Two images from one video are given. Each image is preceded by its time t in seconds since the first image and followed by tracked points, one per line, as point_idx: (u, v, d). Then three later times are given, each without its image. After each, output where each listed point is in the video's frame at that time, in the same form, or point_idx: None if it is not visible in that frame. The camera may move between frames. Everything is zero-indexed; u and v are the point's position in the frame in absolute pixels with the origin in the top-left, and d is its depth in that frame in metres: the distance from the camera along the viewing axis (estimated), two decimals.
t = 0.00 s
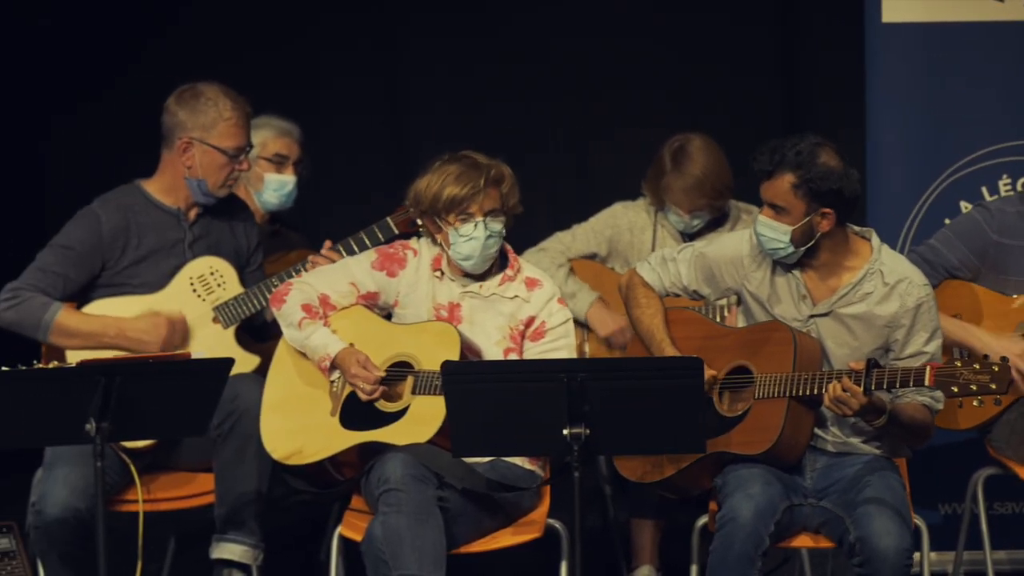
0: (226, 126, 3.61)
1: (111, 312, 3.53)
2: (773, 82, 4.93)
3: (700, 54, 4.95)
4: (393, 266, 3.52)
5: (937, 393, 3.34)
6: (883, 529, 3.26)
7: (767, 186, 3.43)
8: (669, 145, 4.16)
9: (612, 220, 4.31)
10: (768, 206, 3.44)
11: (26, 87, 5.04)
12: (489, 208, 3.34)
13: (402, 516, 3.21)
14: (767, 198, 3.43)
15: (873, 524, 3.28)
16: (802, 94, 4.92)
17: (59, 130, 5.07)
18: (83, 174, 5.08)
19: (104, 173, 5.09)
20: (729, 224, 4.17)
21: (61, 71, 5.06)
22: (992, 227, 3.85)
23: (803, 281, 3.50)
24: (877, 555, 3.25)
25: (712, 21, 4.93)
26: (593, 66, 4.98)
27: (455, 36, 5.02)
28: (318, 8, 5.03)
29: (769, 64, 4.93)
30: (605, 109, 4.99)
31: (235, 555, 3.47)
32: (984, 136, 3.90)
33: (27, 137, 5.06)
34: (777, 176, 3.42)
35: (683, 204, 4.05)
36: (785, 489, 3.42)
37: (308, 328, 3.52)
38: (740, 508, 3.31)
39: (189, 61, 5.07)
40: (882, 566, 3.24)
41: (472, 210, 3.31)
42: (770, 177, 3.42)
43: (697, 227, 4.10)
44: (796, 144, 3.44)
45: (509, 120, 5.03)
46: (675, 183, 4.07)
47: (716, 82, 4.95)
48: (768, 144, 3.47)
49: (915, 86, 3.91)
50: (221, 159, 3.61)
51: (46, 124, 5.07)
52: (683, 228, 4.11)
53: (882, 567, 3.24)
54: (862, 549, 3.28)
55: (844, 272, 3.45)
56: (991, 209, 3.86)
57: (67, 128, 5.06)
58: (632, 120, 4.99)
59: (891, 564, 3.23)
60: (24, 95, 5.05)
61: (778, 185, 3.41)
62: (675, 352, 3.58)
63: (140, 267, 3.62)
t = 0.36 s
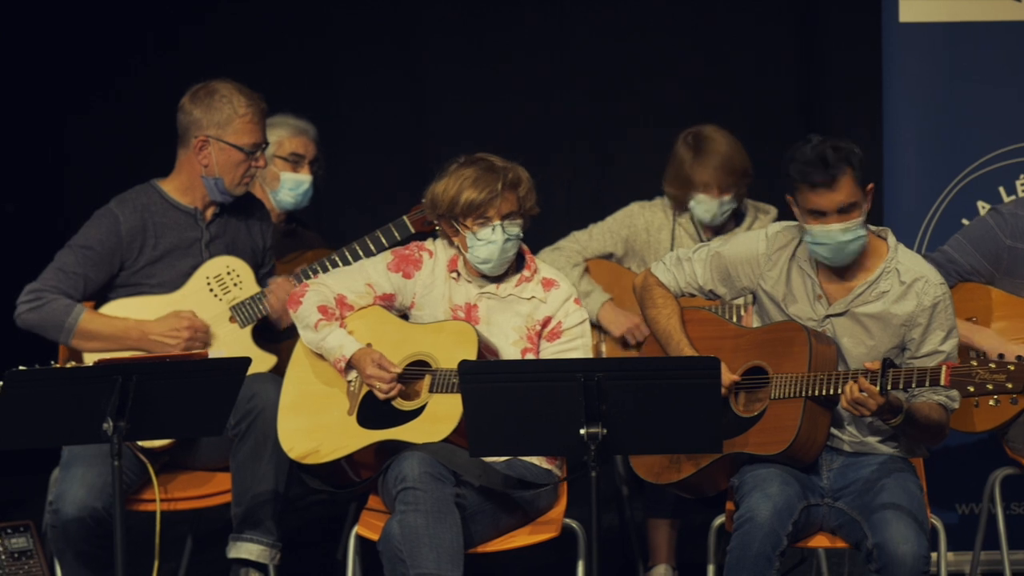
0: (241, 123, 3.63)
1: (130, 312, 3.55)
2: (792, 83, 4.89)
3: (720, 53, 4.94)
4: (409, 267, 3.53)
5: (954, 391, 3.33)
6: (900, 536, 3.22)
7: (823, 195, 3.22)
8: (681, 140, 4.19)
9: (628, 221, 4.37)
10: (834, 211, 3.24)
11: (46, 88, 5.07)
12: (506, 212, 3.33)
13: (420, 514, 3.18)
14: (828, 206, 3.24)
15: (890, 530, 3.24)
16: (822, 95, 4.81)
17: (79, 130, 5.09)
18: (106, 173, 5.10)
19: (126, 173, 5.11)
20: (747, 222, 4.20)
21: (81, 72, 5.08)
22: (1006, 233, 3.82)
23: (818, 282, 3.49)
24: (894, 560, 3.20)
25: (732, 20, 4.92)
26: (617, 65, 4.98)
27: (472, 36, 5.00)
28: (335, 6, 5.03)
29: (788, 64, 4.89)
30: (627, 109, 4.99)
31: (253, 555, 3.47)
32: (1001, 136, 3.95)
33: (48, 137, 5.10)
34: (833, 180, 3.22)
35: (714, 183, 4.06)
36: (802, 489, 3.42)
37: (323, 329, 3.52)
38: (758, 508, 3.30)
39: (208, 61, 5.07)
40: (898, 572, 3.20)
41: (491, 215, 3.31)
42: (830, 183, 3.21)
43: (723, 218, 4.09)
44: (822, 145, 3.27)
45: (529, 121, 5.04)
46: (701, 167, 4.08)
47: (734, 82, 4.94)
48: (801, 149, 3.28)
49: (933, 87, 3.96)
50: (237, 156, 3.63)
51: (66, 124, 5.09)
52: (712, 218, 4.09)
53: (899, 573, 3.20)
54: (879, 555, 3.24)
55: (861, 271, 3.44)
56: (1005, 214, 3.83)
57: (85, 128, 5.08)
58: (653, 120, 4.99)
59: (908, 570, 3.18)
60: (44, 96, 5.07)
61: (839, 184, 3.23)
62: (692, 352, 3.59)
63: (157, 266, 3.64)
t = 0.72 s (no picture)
0: (259, 122, 3.62)
1: (152, 312, 3.56)
2: (814, 84, 4.95)
3: (738, 54, 4.99)
4: (431, 266, 3.53)
5: (975, 391, 3.32)
6: (920, 524, 3.22)
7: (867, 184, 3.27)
8: (695, 140, 4.26)
9: (647, 221, 4.38)
10: (879, 200, 3.28)
11: (65, 86, 5.08)
12: (528, 202, 3.33)
13: (441, 516, 3.18)
14: (871, 195, 3.28)
15: (910, 519, 3.25)
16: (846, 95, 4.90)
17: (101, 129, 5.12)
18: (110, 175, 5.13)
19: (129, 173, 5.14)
20: (765, 223, 4.26)
21: (102, 69, 5.10)
22: None
23: (838, 281, 3.49)
24: (914, 550, 3.21)
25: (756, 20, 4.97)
26: (629, 64, 5.03)
27: (496, 35, 5.06)
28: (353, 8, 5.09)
29: (810, 66, 4.94)
30: (643, 109, 5.04)
31: (273, 555, 3.48)
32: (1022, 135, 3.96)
33: (66, 135, 5.10)
34: (875, 170, 3.28)
35: (737, 171, 4.13)
36: (824, 488, 3.42)
37: (345, 328, 3.52)
38: (779, 507, 3.30)
39: (225, 60, 5.11)
40: (919, 562, 3.20)
41: (513, 203, 3.31)
42: (874, 172, 3.27)
43: (750, 207, 4.14)
44: (852, 139, 3.34)
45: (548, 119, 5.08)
46: (721, 157, 4.16)
47: (756, 82, 4.99)
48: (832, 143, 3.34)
49: (954, 87, 3.96)
50: (256, 155, 3.63)
51: (88, 122, 5.12)
52: (738, 207, 4.14)
53: (920, 563, 3.20)
54: (899, 544, 3.25)
55: (881, 270, 3.44)
56: None
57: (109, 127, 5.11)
58: (670, 120, 5.03)
59: (929, 559, 3.19)
60: (63, 94, 5.08)
61: (879, 177, 3.30)
62: (712, 352, 3.57)
63: (177, 266, 3.64)
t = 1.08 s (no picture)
0: (283, 122, 3.62)
1: (177, 311, 3.56)
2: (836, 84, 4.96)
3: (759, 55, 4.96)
4: (459, 268, 3.54)
5: (1000, 390, 3.30)
6: (944, 531, 3.22)
7: (885, 184, 3.26)
8: (716, 140, 4.26)
9: (671, 221, 4.38)
10: (898, 202, 3.26)
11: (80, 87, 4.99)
12: (563, 215, 3.33)
13: (465, 516, 3.18)
14: (891, 197, 3.27)
15: (935, 526, 3.25)
16: (868, 95, 4.90)
17: (111, 128, 5.05)
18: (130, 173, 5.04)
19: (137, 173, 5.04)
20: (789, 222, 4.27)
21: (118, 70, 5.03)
22: None
23: (864, 281, 3.49)
24: (938, 556, 3.21)
25: (772, 21, 4.94)
26: (628, 65, 4.99)
27: (509, 35, 5.01)
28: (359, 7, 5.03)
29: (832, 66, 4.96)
30: (661, 109, 5.00)
31: (298, 554, 3.47)
32: None
33: (80, 136, 5.00)
34: (897, 172, 3.26)
35: (757, 173, 4.13)
36: (848, 489, 3.41)
37: (372, 328, 3.52)
38: (803, 508, 3.30)
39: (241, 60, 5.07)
40: (943, 568, 3.21)
41: (547, 216, 3.31)
42: (894, 173, 3.25)
43: (772, 208, 4.15)
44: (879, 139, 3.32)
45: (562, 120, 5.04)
46: (741, 159, 4.15)
47: (774, 82, 4.97)
48: (859, 142, 3.33)
49: (978, 87, 3.99)
50: (280, 154, 3.63)
51: (104, 125, 5.03)
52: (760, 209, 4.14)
53: (943, 569, 3.21)
54: (923, 551, 3.25)
55: (906, 270, 3.44)
56: None
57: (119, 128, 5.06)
58: (688, 121, 5.00)
59: (952, 566, 3.19)
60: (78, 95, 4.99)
61: (901, 177, 3.27)
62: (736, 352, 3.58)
63: (202, 266, 3.64)
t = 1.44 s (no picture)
0: (300, 121, 3.63)
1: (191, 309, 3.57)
2: (842, 84, 5.05)
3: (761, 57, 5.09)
4: (474, 266, 3.54)
5: (1014, 389, 3.31)
6: (962, 533, 3.23)
7: (893, 177, 3.26)
8: (729, 140, 4.27)
9: (686, 221, 4.40)
10: (902, 197, 3.26)
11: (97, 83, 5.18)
12: (583, 199, 3.39)
13: (480, 516, 3.18)
14: (895, 190, 3.26)
15: (951, 528, 3.25)
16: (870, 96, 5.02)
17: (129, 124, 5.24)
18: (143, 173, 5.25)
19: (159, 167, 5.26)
20: (804, 221, 4.27)
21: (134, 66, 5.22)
22: None
23: (879, 279, 3.49)
24: (955, 558, 3.21)
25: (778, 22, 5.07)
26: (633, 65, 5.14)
27: (519, 36, 5.17)
28: (361, 7, 5.21)
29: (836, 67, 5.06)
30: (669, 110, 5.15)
31: (313, 553, 3.47)
32: None
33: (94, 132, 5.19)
34: (908, 166, 3.26)
35: (769, 174, 4.13)
36: (863, 489, 3.42)
37: (386, 327, 3.52)
38: (819, 509, 3.30)
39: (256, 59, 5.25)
40: (960, 570, 3.21)
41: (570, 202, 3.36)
42: (904, 168, 3.25)
43: (783, 210, 4.15)
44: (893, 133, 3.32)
45: (574, 119, 5.18)
46: (753, 159, 4.16)
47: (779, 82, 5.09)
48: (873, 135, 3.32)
49: (996, 86, 4.00)
50: (297, 154, 3.64)
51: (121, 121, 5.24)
52: (771, 209, 4.14)
53: (960, 571, 3.21)
54: (940, 554, 3.25)
55: (921, 270, 3.44)
56: None
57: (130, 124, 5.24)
58: (694, 120, 5.15)
59: (969, 569, 3.19)
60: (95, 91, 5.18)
61: (910, 172, 3.26)
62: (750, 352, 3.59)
63: (219, 264, 3.65)
